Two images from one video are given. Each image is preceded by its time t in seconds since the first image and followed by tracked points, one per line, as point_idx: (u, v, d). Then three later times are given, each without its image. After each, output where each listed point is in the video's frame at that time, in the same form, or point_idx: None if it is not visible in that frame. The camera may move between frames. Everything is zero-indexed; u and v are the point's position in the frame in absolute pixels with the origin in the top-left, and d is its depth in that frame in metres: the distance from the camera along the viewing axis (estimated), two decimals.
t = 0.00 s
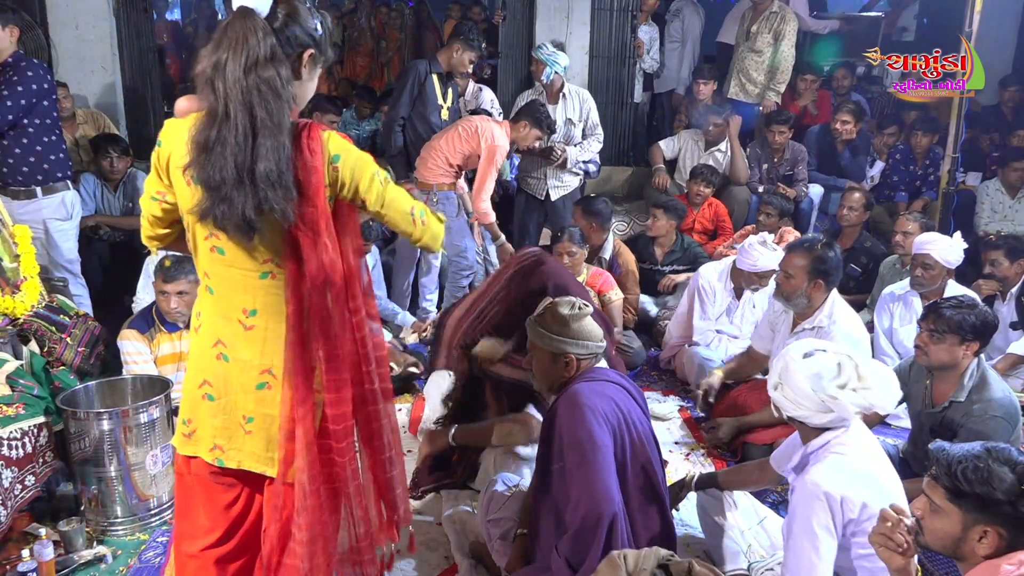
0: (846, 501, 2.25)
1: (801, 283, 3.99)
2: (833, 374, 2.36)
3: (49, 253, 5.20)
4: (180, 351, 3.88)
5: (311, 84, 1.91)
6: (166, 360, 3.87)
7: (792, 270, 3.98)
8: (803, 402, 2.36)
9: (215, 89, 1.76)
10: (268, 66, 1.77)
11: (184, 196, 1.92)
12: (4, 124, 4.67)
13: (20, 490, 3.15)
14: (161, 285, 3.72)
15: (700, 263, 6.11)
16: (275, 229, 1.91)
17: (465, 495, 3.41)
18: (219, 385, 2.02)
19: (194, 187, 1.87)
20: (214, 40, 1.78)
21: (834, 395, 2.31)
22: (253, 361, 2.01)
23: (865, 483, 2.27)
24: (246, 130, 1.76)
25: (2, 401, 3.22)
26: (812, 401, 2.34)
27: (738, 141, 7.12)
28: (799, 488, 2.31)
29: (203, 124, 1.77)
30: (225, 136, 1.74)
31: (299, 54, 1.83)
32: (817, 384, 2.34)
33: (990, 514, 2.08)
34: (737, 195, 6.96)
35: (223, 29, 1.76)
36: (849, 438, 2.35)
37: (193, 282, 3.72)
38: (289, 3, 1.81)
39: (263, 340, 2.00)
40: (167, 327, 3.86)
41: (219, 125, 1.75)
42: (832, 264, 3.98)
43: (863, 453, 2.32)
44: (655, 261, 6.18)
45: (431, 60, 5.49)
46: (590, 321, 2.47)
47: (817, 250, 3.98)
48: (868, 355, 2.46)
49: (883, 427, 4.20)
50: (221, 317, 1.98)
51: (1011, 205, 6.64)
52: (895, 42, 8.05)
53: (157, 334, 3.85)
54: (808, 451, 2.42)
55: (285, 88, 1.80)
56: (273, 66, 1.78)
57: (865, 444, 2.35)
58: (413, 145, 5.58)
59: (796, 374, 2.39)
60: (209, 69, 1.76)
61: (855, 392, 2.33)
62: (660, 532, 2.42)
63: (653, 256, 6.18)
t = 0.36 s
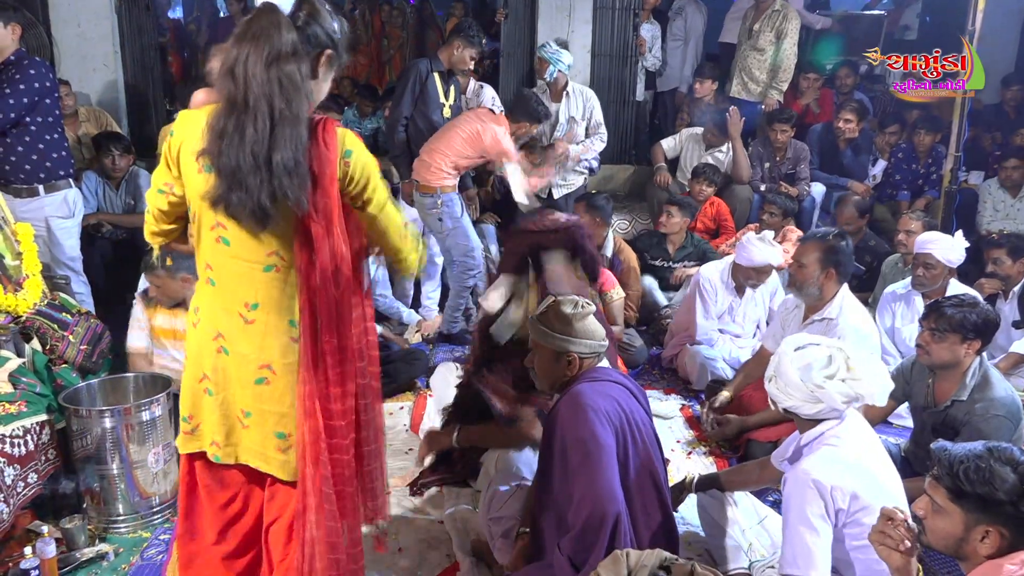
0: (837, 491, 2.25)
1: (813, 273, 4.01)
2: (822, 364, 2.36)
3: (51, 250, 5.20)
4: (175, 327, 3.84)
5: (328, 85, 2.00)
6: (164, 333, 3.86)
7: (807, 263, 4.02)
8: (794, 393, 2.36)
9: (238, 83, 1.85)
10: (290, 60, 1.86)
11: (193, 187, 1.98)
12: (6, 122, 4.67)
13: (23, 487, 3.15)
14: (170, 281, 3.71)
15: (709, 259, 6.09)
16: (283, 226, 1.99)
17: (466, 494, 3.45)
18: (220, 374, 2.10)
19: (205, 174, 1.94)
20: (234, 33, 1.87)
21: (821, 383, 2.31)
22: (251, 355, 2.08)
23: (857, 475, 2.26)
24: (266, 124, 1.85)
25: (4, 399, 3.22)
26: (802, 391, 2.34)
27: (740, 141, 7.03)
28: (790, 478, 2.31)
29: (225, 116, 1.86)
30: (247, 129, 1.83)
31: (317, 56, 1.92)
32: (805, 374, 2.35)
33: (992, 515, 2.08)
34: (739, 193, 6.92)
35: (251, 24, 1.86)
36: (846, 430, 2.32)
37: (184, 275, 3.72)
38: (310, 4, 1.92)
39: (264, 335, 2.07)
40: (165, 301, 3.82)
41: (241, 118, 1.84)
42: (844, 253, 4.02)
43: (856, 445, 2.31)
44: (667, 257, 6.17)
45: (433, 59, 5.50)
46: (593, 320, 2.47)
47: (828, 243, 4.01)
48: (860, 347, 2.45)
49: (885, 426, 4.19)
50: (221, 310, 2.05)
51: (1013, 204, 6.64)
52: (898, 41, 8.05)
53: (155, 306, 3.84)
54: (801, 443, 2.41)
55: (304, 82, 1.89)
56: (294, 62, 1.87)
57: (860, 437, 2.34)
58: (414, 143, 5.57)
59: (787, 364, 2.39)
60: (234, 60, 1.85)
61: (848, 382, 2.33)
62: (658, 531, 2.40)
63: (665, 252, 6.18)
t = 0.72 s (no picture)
0: (829, 492, 2.24)
1: (824, 270, 4.02)
2: (814, 363, 2.37)
3: (52, 249, 5.21)
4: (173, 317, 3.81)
5: (333, 95, 2.08)
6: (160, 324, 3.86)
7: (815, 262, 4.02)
8: (787, 394, 2.36)
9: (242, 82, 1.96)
10: (293, 65, 1.96)
11: (174, 164, 2.13)
12: (7, 121, 4.67)
13: (24, 486, 3.15)
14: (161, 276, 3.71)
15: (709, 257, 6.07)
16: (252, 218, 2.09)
17: (467, 494, 3.38)
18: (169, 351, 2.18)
19: (187, 151, 2.09)
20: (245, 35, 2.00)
21: (812, 382, 2.32)
22: (203, 340, 2.15)
23: (851, 474, 2.27)
24: (258, 116, 1.94)
25: (5, 398, 3.22)
26: (793, 391, 2.35)
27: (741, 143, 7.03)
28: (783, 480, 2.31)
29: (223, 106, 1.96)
30: (239, 121, 1.93)
31: (321, 67, 2.01)
32: (796, 374, 2.36)
33: (992, 514, 2.08)
34: (740, 193, 6.90)
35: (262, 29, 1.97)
36: (837, 429, 2.35)
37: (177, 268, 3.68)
38: (326, 24, 2.03)
39: (215, 320, 2.15)
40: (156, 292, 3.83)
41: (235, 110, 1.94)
42: (856, 251, 4.03)
43: (849, 444, 2.32)
44: (667, 257, 6.17)
45: (434, 59, 5.50)
46: (595, 320, 2.47)
47: (840, 240, 4.03)
48: (852, 347, 2.46)
49: (886, 426, 4.19)
50: (180, 291, 2.15)
51: (1014, 204, 6.64)
52: (899, 40, 8.05)
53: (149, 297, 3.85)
54: (795, 443, 2.41)
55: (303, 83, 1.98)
56: (297, 67, 1.97)
57: (854, 437, 2.36)
58: (415, 142, 5.57)
59: (779, 365, 2.41)
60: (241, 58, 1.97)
61: (841, 381, 2.33)
62: (659, 531, 2.38)
63: (665, 253, 6.19)
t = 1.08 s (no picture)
0: (832, 490, 2.25)
1: (834, 272, 4.00)
2: (813, 364, 2.36)
3: (52, 249, 5.21)
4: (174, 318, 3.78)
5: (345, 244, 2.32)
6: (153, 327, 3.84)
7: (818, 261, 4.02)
8: (786, 394, 2.36)
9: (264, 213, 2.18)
10: (313, 205, 2.22)
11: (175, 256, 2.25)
12: (7, 121, 4.67)
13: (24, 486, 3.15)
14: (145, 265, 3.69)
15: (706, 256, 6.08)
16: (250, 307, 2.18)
17: (467, 494, 3.42)
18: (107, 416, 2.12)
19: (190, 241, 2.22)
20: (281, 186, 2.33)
21: (813, 383, 2.31)
22: (142, 404, 2.12)
23: (853, 474, 2.28)
24: (274, 232, 2.15)
25: (5, 398, 3.22)
26: (794, 391, 2.34)
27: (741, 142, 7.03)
28: (785, 478, 2.30)
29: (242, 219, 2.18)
30: (265, 234, 2.14)
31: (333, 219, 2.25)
32: (798, 374, 2.34)
33: (991, 514, 2.08)
34: (740, 193, 6.90)
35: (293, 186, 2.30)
36: (831, 429, 2.33)
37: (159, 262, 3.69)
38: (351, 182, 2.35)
39: (160, 387, 2.12)
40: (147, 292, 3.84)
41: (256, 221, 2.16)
42: (865, 255, 4.00)
43: (850, 443, 2.33)
44: (666, 256, 6.15)
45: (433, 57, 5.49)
46: (596, 320, 2.47)
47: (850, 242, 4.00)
48: (847, 347, 2.45)
49: (885, 425, 4.19)
50: (136, 356, 2.13)
51: (1013, 204, 6.64)
52: (899, 40, 8.05)
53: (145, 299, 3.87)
54: (794, 443, 2.41)
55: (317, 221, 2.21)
56: (318, 207, 2.23)
57: (850, 438, 2.34)
58: (415, 141, 5.57)
59: (778, 365, 2.39)
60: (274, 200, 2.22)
61: (835, 380, 2.33)
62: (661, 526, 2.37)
63: (662, 252, 6.17)
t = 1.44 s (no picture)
0: (846, 499, 2.23)
1: (838, 273, 4.01)
2: (829, 367, 2.36)
3: (52, 249, 5.21)
4: (179, 322, 3.82)
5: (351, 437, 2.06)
6: (154, 330, 3.88)
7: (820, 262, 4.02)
8: (809, 398, 2.34)
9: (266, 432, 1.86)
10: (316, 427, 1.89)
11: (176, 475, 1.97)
12: (7, 121, 4.67)
13: (24, 486, 3.15)
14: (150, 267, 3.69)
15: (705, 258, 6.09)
16: (256, 541, 1.91)
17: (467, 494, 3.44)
18: None
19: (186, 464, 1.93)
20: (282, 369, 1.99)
21: (840, 384, 2.31)
22: None
23: (864, 480, 2.26)
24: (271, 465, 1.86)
25: (5, 398, 3.21)
26: (818, 396, 2.33)
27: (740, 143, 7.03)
28: (798, 488, 2.28)
29: (245, 439, 1.88)
30: (257, 469, 1.85)
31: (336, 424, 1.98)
32: (821, 379, 2.33)
33: (992, 515, 2.08)
34: (740, 193, 6.90)
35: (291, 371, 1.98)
36: (832, 433, 2.33)
37: (161, 263, 3.70)
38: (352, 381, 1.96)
39: None
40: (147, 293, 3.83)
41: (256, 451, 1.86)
42: (865, 254, 4.05)
43: (857, 448, 2.32)
44: (665, 258, 6.16)
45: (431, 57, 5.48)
46: (597, 320, 2.47)
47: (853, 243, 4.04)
48: (849, 348, 2.47)
49: (886, 426, 4.19)
50: None
51: (1013, 204, 6.65)
52: (898, 40, 8.06)
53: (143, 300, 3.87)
54: (802, 450, 2.40)
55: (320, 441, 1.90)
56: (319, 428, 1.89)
57: (854, 441, 2.33)
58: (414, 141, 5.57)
59: (796, 371, 2.36)
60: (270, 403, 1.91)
61: (851, 380, 2.35)
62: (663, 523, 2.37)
63: (660, 254, 6.18)
